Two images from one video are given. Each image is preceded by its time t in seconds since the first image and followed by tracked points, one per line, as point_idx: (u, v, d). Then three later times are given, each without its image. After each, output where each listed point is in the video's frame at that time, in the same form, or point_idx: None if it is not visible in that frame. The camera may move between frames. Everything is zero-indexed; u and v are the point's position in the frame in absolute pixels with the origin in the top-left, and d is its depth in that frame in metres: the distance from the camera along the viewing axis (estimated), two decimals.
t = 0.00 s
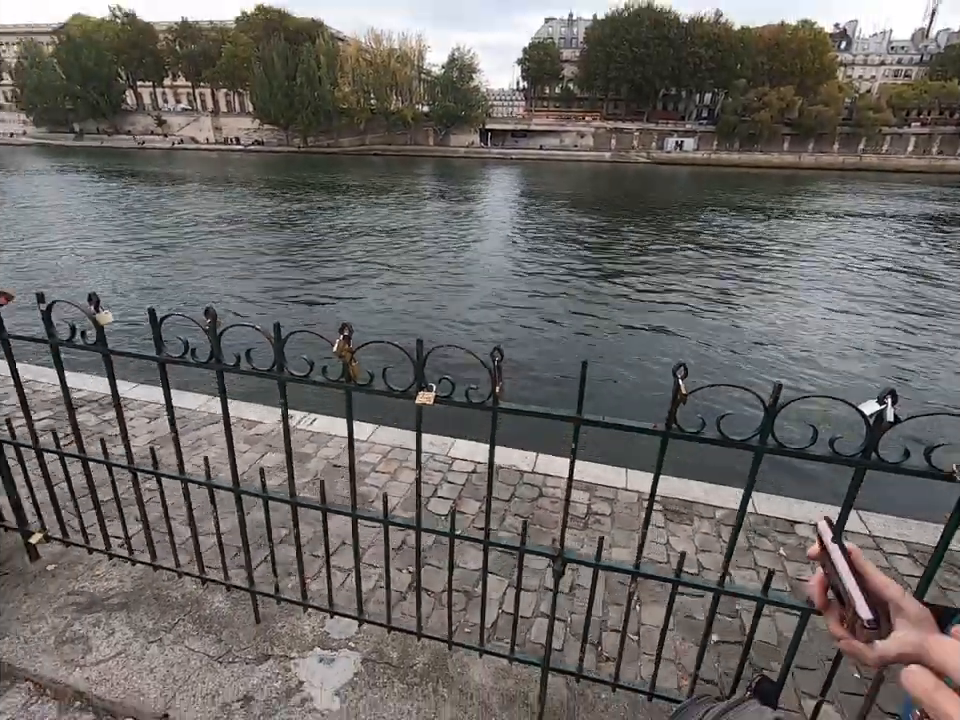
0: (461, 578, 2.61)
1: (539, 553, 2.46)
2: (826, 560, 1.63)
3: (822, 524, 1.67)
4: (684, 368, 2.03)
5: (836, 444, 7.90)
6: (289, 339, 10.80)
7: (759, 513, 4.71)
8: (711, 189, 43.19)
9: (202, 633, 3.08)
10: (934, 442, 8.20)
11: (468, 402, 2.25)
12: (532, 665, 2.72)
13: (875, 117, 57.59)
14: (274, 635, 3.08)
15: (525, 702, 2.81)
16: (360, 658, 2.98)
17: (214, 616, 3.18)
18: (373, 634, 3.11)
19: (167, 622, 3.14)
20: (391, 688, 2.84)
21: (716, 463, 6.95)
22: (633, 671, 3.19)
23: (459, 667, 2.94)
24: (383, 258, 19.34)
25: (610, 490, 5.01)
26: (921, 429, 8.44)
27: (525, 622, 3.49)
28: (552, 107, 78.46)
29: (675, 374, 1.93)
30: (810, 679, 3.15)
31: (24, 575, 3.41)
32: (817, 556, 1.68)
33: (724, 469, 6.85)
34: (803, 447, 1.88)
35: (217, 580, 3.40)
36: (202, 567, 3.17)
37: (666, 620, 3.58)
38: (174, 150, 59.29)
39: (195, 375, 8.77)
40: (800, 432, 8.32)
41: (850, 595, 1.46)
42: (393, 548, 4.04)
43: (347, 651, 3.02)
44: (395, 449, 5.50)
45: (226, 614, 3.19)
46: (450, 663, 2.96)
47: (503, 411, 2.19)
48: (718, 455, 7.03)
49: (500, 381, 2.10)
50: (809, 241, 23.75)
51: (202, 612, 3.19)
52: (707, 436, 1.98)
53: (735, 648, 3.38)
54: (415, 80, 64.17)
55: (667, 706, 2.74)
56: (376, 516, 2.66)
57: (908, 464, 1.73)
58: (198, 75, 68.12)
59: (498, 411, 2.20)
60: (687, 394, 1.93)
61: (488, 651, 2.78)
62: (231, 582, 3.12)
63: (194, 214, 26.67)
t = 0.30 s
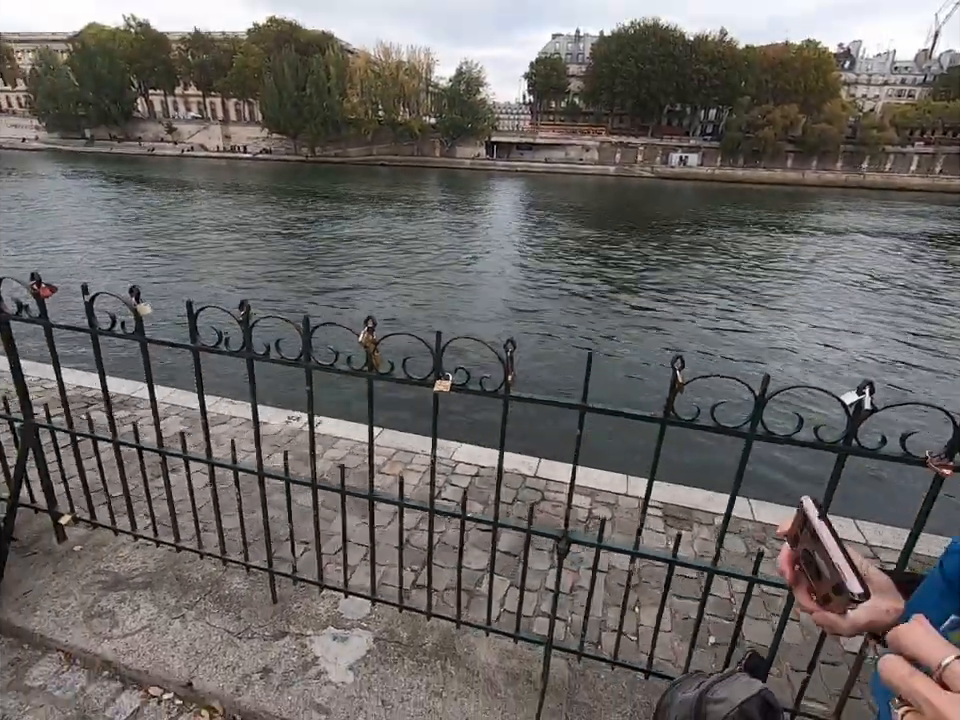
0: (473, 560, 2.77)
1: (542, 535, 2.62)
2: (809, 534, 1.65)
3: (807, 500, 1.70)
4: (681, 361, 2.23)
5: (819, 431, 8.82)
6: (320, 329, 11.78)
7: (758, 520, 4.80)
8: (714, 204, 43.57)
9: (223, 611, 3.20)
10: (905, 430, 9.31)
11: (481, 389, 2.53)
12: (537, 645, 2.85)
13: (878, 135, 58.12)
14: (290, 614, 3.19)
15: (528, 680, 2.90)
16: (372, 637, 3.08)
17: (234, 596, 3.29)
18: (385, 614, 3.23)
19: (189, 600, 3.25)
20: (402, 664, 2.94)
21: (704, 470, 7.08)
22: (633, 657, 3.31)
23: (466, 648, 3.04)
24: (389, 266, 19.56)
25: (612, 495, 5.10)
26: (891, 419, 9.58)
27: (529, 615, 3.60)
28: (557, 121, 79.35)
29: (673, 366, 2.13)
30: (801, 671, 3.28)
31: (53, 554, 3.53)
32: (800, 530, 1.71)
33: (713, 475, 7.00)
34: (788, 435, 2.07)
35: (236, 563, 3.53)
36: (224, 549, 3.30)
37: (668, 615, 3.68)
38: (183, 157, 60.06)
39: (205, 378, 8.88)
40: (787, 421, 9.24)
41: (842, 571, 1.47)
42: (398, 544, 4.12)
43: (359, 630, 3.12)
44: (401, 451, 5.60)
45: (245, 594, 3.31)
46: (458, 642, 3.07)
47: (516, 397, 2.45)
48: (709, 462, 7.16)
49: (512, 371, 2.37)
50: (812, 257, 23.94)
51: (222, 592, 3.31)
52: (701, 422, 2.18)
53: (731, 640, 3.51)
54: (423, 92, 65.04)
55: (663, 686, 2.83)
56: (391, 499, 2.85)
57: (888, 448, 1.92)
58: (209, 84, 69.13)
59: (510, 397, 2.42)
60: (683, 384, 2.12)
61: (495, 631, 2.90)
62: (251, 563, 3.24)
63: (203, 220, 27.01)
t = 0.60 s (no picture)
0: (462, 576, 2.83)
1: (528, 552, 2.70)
2: (795, 644, 1.48)
3: (791, 611, 1.52)
4: (657, 385, 2.33)
5: (785, 452, 8.89)
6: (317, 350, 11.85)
7: (747, 545, 4.83)
8: (707, 232, 44.43)
9: (213, 627, 3.19)
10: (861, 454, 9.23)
11: (468, 409, 2.63)
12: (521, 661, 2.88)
13: (864, 168, 59.79)
14: (280, 630, 3.19)
15: (513, 697, 2.91)
16: (361, 653, 3.08)
17: (225, 612, 3.28)
18: (374, 630, 3.23)
19: (181, 616, 3.25)
20: (390, 681, 2.94)
21: (681, 491, 7.14)
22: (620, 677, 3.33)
23: (453, 666, 3.04)
24: (384, 288, 19.73)
25: (601, 518, 5.13)
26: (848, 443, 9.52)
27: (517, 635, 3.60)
28: (553, 150, 81.22)
29: (649, 390, 2.23)
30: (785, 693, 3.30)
31: (46, 569, 3.52)
32: (777, 633, 1.52)
33: (689, 495, 7.06)
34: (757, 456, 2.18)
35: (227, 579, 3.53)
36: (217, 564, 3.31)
37: (657, 638, 3.70)
38: (184, 178, 60.83)
39: (199, 398, 8.88)
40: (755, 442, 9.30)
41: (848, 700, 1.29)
42: (389, 564, 4.12)
43: (347, 646, 3.13)
44: (393, 472, 5.62)
45: (236, 611, 3.30)
46: (445, 659, 3.07)
47: (504, 416, 2.53)
48: (684, 482, 7.25)
49: (499, 393, 2.46)
50: (801, 285, 24.40)
51: (213, 608, 3.31)
52: (675, 443, 2.28)
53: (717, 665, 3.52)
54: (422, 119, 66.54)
55: (644, 704, 2.85)
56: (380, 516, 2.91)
57: (850, 469, 2.05)
58: (211, 108, 70.51)
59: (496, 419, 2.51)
60: (659, 407, 2.22)
61: (483, 647, 2.92)
62: (243, 579, 3.26)
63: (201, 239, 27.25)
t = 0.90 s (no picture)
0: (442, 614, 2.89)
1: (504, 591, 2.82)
2: None
3: None
4: (620, 434, 2.60)
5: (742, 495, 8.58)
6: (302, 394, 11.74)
7: (733, 580, 4.84)
8: (695, 264, 45.32)
9: (195, 670, 3.16)
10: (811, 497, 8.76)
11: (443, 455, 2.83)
12: (499, 701, 2.89)
13: (846, 202, 61.73)
14: (262, 672, 3.17)
15: None
16: (341, 695, 3.06)
17: (207, 654, 3.26)
18: (355, 671, 3.21)
19: (162, 660, 3.21)
20: None
21: (650, 522, 7.19)
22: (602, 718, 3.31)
23: (433, 708, 3.03)
24: (377, 318, 19.89)
25: (589, 553, 5.14)
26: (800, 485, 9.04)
27: (503, 674, 3.59)
28: (545, 184, 83.38)
29: (611, 438, 2.53)
30: None
31: (30, 611, 3.49)
32: None
33: (659, 525, 7.14)
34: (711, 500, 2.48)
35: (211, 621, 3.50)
36: (200, 604, 3.31)
37: (643, 678, 3.68)
38: (181, 210, 61.73)
39: (186, 433, 8.79)
40: (711, 488, 8.81)
41: None
42: (375, 603, 4.10)
43: (328, 689, 3.10)
44: (381, 508, 5.60)
45: (218, 653, 3.27)
46: (423, 702, 3.05)
47: (478, 462, 2.72)
48: (653, 511, 7.34)
49: (474, 439, 2.62)
50: (788, 316, 24.81)
51: (196, 651, 3.27)
52: (639, 488, 2.54)
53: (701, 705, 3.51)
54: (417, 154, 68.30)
55: None
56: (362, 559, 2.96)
57: (800, 515, 2.35)
58: (210, 142, 72.04)
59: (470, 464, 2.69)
60: (620, 453, 2.49)
61: (463, 689, 2.92)
62: (226, 620, 3.24)
63: (196, 270, 27.50)
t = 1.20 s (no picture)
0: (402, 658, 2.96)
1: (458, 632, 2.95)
2: None
3: None
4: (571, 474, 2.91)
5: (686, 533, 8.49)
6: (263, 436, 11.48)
7: (708, 614, 4.85)
8: (670, 297, 46.44)
9: None
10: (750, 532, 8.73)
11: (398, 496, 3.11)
12: None
13: (811, 239, 64.43)
14: None
15: None
16: None
17: (160, 708, 3.13)
18: None
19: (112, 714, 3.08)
20: None
21: (600, 552, 7.28)
22: None
23: None
24: (357, 352, 19.87)
25: (564, 589, 5.11)
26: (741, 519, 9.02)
27: None
28: (525, 220, 85.48)
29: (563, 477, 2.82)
30: None
31: None
32: None
33: (610, 555, 7.24)
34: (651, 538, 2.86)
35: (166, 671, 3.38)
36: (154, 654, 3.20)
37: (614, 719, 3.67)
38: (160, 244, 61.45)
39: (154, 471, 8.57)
40: (655, 525, 8.56)
41: None
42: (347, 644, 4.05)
43: None
44: (354, 547, 5.52)
45: (172, 705, 3.15)
46: None
47: (433, 503, 3.07)
48: (603, 540, 7.40)
49: (428, 482, 3.05)
50: (760, 348, 25.51)
51: (149, 704, 3.15)
52: (588, 526, 2.95)
53: None
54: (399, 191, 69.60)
55: None
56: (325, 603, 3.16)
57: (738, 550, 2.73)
58: (191, 177, 72.36)
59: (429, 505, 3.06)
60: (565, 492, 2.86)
61: None
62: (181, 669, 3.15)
63: (174, 304, 27.24)
